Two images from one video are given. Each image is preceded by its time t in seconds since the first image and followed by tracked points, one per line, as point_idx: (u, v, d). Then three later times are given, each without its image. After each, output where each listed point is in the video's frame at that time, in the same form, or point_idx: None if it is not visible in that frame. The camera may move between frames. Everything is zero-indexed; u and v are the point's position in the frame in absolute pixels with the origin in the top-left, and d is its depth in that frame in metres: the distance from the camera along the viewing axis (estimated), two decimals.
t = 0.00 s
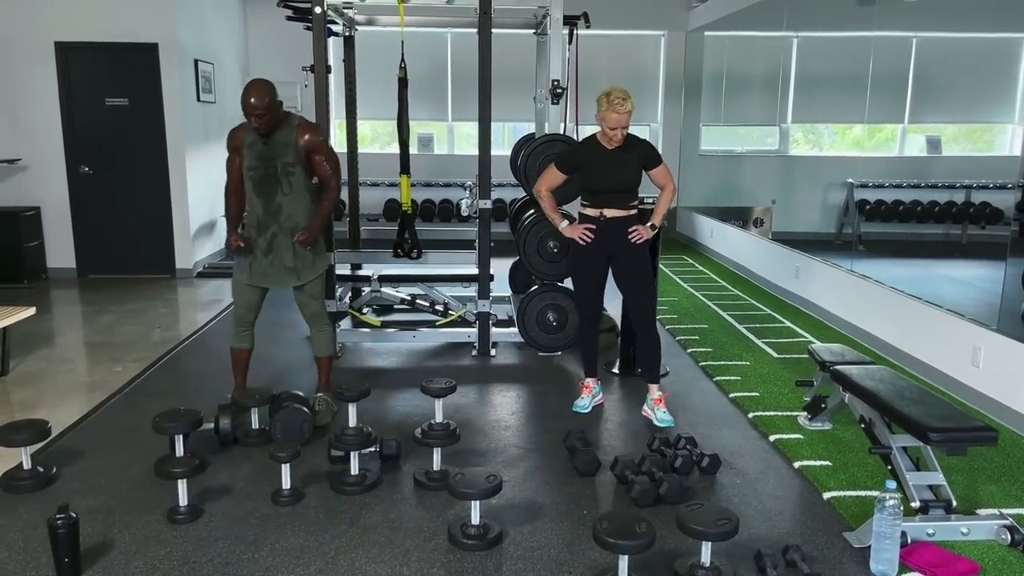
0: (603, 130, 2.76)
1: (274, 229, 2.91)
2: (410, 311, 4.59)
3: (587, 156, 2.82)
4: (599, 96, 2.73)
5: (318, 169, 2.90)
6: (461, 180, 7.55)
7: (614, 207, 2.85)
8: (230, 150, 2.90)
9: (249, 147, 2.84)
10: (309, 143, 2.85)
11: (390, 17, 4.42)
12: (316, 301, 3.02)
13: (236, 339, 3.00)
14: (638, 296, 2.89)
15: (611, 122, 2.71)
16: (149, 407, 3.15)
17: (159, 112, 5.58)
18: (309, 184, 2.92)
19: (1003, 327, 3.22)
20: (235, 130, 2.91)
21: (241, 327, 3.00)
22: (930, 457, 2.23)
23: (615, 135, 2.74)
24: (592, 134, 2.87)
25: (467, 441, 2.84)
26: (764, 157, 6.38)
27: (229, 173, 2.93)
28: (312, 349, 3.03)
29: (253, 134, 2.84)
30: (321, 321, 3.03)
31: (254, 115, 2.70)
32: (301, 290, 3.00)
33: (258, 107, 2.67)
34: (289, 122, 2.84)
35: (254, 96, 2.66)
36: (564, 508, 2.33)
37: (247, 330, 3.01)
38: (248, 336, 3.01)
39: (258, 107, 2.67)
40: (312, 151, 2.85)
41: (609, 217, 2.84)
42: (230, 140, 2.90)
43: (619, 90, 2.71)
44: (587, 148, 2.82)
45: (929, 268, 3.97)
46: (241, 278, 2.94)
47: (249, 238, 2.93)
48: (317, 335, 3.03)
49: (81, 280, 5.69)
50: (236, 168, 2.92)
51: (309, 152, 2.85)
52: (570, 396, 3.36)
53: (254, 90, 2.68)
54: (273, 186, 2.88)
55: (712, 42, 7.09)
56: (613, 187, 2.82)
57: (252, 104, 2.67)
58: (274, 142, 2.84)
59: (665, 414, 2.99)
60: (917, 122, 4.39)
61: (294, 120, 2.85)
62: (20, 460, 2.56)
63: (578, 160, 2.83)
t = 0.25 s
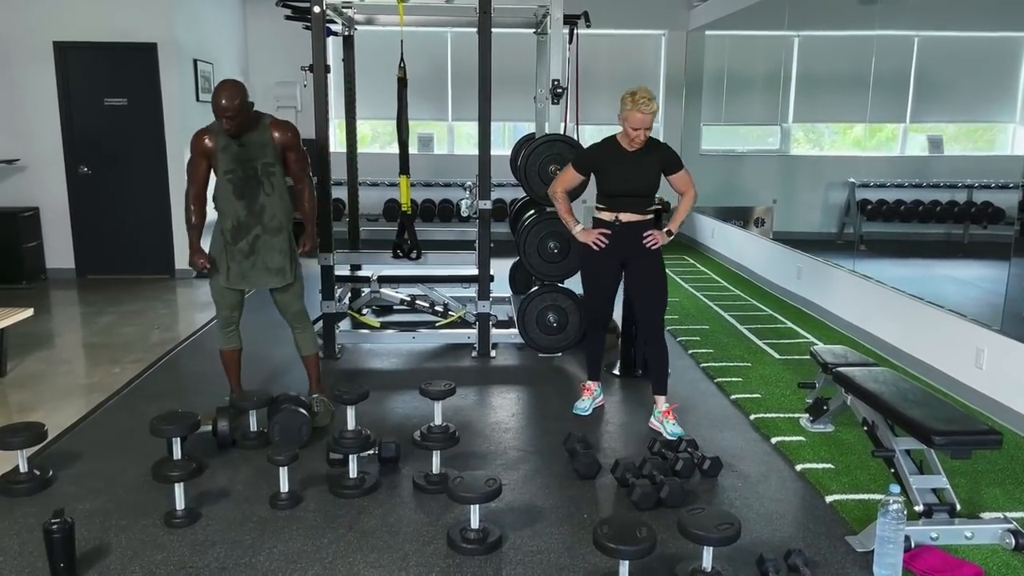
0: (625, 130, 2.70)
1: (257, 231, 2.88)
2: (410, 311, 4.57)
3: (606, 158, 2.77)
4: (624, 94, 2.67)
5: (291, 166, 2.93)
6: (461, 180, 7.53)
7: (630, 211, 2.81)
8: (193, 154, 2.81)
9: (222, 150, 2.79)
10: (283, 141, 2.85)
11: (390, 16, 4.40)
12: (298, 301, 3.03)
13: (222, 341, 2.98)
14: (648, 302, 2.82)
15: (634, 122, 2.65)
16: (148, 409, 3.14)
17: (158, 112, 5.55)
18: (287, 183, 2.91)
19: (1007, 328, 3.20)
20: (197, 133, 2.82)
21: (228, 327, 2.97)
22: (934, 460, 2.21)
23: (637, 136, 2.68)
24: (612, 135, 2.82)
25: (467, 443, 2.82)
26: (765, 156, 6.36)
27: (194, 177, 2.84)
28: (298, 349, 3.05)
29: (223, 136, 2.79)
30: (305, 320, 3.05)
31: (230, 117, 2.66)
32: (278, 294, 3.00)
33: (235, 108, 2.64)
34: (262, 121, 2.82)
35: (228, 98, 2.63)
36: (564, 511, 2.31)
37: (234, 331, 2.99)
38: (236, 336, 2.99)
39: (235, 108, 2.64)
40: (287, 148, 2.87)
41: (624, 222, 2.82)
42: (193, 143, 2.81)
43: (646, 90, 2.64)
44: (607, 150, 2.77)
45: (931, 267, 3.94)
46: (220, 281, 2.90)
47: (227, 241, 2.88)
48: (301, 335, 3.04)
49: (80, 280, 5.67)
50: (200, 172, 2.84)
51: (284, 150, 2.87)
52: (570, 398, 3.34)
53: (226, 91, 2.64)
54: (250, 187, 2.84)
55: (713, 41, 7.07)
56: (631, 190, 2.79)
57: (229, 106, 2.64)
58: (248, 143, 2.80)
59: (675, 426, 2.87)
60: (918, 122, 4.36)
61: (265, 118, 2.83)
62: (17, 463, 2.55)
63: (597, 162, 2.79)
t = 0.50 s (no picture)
0: (652, 132, 2.60)
1: (243, 233, 2.86)
2: (409, 313, 4.56)
3: (634, 161, 2.69)
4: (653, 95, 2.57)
5: (271, 167, 2.94)
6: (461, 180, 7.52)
7: (652, 214, 2.74)
8: (173, 158, 2.77)
9: (207, 153, 2.76)
10: (266, 142, 2.85)
11: (389, 17, 4.39)
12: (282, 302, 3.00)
13: (216, 343, 2.97)
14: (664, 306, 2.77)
15: (661, 125, 2.55)
16: (145, 412, 3.12)
17: (157, 112, 5.54)
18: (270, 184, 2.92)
19: (1009, 331, 3.18)
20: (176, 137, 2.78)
21: (220, 329, 2.96)
22: (937, 464, 2.20)
23: (663, 139, 2.58)
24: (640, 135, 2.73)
25: (466, 447, 2.81)
26: (766, 157, 6.34)
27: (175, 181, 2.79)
28: (279, 350, 3.04)
29: (206, 139, 2.76)
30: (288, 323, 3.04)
31: (218, 119, 2.64)
32: (260, 297, 2.97)
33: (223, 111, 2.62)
34: (243, 122, 2.80)
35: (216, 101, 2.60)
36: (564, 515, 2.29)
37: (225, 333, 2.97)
38: (229, 337, 2.98)
39: (225, 111, 2.63)
40: (269, 149, 2.88)
41: (644, 225, 2.75)
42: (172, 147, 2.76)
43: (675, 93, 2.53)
44: (635, 153, 2.68)
45: (933, 268, 3.91)
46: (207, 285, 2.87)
47: (212, 245, 2.85)
48: (284, 336, 3.03)
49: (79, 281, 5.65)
50: (181, 176, 2.80)
51: (266, 150, 2.87)
52: (570, 401, 3.32)
53: (215, 96, 2.61)
54: (234, 190, 2.82)
55: (713, 42, 7.05)
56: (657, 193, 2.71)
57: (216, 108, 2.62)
58: (232, 145, 2.79)
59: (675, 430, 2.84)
60: (919, 122, 4.34)
61: (245, 120, 2.82)
62: (12, 466, 2.53)
63: (623, 163, 2.71)
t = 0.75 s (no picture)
0: (661, 139, 2.54)
1: (238, 235, 2.85)
2: (409, 314, 4.54)
3: (644, 164, 2.59)
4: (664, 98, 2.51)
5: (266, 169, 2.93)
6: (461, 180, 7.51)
7: (663, 219, 2.63)
8: (166, 160, 2.74)
9: (202, 155, 2.74)
10: (261, 144, 2.85)
11: (390, 17, 4.36)
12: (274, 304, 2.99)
13: (214, 345, 2.96)
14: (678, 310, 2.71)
15: (670, 131, 2.49)
16: (144, 414, 3.10)
17: (157, 112, 5.52)
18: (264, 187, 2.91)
19: (1013, 332, 3.16)
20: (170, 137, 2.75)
21: (219, 331, 2.96)
22: (941, 468, 2.18)
23: (673, 147, 2.52)
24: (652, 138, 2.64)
25: (467, 449, 2.79)
26: (767, 158, 6.32)
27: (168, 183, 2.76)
28: (269, 353, 3.01)
29: (201, 141, 2.74)
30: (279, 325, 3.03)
31: (218, 121, 2.65)
32: (253, 299, 2.96)
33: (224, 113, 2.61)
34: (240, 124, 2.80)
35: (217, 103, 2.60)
36: (565, 519, 2.28)
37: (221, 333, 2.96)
38: (226, 339, 2.96)
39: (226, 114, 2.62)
40: (264, 151, 2.87)
41: (654, 229, 2.64)
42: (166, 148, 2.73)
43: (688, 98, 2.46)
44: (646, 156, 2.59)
45: (935, 268, 3.92)
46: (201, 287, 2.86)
47: (207, 247, 2.84)
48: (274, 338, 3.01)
49: (78, 282, 5.64)
50: (174, 177, 2.76)
51: (260, 152, 2.87)
52: (571, 402, 3.30)
53: (217, 96, 2.63)
54: (229, 192, 2.80)
55: (714, 42, 7.03)
56: (671, 198, 2.60)
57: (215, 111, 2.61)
58: (227, 147, 2.78)
59: (677, 432, 2.82)
60: (920, 122, 4.32)
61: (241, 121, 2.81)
62: (11, 469, 2.51)
63: (634, 167, 2.62)
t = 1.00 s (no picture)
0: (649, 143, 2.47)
1: (239, 236, 2.84)
2: (410, 315, 4.53)
3: (635, 168, 2.53)
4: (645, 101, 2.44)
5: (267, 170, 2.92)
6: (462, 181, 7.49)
7: (667, 225, 2.54)
8: (166, 159, 2.72)
9: (203, 154, 2.73)
10: (263, 144, 2.84)
11: (391, 17, 4.35)
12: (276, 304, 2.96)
13: (214, 346, 2.94)
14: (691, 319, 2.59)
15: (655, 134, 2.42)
16: (144, 416, 3.09)
17: (157, 112, 5.51)
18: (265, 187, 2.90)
19: (1016, 334, 3.14)
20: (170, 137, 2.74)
21: (219, 333, 2.93)
22: (947, 471, 2.16)
23: (661, 150, 2.45)
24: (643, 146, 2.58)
25: (469, 452, 2.78)
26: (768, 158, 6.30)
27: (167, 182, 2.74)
28: (270, 355, 2.98)
29: (203, 140, 2.73)
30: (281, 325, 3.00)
31: (220, 120, 2.63)
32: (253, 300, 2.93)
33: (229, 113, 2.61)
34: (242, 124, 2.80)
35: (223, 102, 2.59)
36: (568, 522, 2.26)
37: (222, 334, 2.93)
38: (226, 341, 2.94)
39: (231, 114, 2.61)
40: (265, 152, 2.87)
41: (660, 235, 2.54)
42: (167, 147, 2.72)
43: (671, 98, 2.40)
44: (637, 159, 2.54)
45: (936, 269, 3.90)
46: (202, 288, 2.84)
47: (207, 248, 2.82)
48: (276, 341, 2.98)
49: (78, 283, 5.62)
50: (174, 177, 2.74)
51: (262, 153, 2.87)
52: (573, 404, 3.29)
53: (221, 95, 2.62)
54: (230, 192, 2.79)
55: (716, 42, 7.01)
56: (670, 201, 2.52)
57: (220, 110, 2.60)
58: (229, 146, 2.77)
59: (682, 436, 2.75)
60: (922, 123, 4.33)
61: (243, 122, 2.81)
62: (10, 472, 2.50)
63: (628, 175, 2.54)
